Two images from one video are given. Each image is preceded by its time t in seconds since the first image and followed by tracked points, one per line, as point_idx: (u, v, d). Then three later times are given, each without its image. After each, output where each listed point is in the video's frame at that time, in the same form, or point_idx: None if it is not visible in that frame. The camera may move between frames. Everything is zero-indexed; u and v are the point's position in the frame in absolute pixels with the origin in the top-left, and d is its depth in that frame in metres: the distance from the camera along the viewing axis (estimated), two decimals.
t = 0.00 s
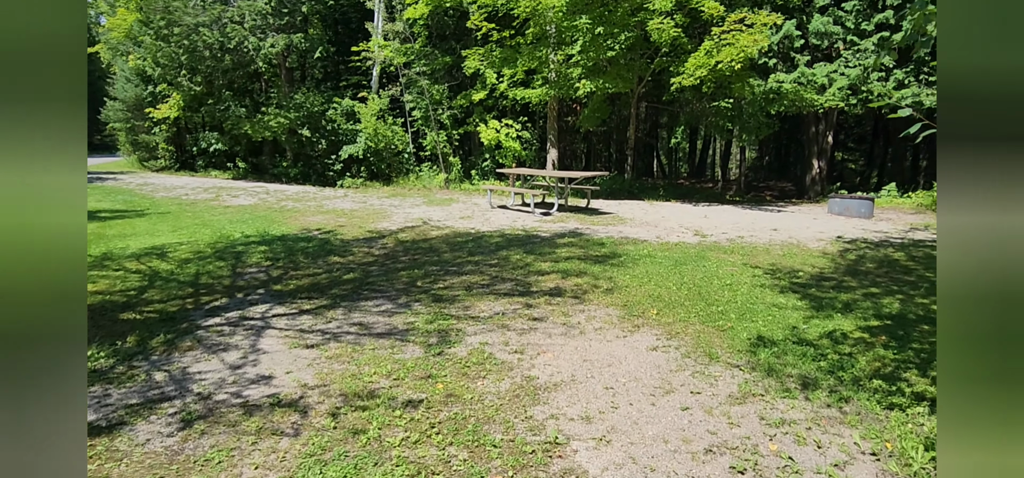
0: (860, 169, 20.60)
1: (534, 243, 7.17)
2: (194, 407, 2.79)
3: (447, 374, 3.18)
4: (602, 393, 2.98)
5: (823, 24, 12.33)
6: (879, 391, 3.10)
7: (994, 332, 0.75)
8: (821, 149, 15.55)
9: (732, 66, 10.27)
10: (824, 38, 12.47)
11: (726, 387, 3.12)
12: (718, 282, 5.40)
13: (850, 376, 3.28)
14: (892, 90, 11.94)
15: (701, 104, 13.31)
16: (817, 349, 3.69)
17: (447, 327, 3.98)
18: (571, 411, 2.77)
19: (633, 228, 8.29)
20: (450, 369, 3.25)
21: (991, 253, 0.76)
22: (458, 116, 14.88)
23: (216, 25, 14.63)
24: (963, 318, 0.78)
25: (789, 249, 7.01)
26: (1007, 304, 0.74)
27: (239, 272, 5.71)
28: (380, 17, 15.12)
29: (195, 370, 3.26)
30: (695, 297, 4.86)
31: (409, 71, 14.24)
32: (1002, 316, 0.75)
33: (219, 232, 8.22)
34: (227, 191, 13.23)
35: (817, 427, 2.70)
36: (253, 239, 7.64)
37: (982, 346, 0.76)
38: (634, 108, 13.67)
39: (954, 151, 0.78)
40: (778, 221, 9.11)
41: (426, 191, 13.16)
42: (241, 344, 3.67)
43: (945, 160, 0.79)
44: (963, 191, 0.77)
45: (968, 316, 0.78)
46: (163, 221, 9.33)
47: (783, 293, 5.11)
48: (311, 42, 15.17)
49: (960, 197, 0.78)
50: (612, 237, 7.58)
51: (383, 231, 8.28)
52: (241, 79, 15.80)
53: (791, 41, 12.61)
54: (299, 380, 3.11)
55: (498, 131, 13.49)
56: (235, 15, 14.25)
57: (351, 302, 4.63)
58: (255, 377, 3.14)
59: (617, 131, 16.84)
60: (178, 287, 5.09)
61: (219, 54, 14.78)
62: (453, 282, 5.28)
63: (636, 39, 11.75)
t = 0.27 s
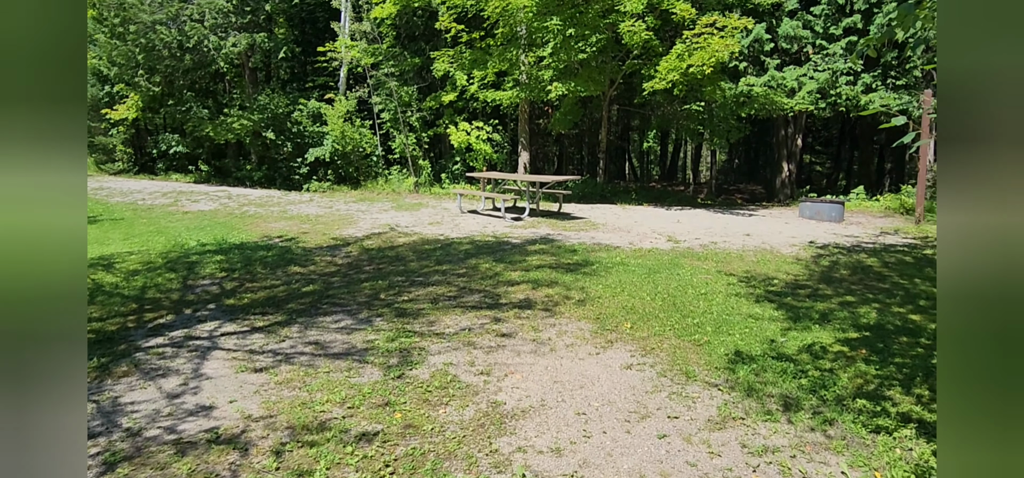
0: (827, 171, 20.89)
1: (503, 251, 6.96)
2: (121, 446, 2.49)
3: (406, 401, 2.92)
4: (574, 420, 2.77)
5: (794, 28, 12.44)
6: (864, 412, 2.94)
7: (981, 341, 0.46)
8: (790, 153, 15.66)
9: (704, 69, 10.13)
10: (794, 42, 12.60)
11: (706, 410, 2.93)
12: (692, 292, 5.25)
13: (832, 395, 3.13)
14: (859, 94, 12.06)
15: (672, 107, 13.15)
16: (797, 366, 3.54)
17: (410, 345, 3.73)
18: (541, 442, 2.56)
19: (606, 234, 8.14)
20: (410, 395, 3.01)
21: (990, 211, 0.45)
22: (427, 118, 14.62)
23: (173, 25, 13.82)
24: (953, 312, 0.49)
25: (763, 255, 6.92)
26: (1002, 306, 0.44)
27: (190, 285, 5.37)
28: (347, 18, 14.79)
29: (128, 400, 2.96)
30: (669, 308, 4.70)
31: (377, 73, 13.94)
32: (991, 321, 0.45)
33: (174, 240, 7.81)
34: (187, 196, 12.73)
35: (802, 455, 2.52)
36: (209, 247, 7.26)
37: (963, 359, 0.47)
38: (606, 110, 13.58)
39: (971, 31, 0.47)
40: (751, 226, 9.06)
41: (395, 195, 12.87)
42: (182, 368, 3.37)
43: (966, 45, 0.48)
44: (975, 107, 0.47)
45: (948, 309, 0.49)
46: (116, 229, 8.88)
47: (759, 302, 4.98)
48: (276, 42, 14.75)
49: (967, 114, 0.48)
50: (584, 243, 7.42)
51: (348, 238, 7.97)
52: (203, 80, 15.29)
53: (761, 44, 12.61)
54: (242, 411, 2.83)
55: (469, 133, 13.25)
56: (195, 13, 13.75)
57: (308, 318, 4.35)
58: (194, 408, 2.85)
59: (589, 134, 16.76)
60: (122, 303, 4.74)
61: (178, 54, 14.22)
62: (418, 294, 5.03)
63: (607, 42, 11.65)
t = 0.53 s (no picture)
0: (795, 172, 21.12)
1: (473, 255, 6.74)
2: None
3: (364, 424, 2.68)
4: (547, 442, 2.57)
5: (763, 29, 12.37)
6: (850, 428, 2.80)
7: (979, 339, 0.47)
8: (760, 154, 15.74)
9: (675, 70, 10.08)
10: (763, 44, 12.55)
11: (685, 428, 2.75)
12: (668, 298, 5.09)
13: (816, 409, 2.99)
14: (828, 96, 12.13)
15: (644, 108, 13.14)
16: (778, 376, 3.40)
17: (370, 360, 3.48)
18: (510, 470, 2.35)
19: (578, 237, 7.97)
20: (369, 416, 2.77)
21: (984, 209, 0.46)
22: (396, 118, 14.31)
23: (130, 20, 12.38)
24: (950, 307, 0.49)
25: (737, 258, 6.83)
26: (998, 302, 0.45)
27: (137, 295, 5.03)
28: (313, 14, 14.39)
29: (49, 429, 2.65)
30: (645, 315, 4.53)
31: (344, 71, 13.60)
32: (990, 315, 0.46)
33: (125, 245, 7.38)
34: (143, 198, 12.13)
35: (790, 477, 2.34)
36: (162, 253, 6.87)
37: (961, 356, 0.48)
38: (578, 111, 13.43)
39: (962, 32, 0.48)
40: (723, 227, 8.98)
41: (363, 197, 12.53)
42: (119, 390, 3.07)
43: (963, 42, 0.48)
44: (966, 105, 0.47)
45: (945, 307, 0.50)
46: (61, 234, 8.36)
47: (736, 308, 4.84)
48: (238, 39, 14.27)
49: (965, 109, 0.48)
50: (555, 246, 7.23)
51: (312, 242, 7.65)
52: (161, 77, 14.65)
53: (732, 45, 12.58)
54: (179, 439, 2.55)
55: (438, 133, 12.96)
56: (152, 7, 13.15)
57: (262, 330, 4.06)
58: (127, 437, 2.57)
59: (560, 134, 16.63)
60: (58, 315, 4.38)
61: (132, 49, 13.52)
62: (382, 302, 4.77)
63: (579, 41, 11.51)
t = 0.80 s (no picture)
0: (765, 173, 21.29)
1: (445, 260, 6.49)
2: None
3: (324, 454, 2.42)
4: (527, 472, 2.34)
5: (736, 31, 12.37)
6: (848, 446, 2.63)
7: (987, 382, 0.38)
8: (732, 156, 15.77)
9: (649, 70, 9.98)
10: (736, 45, 12.51)
11: (676, 451, 2.54)
12: (648, 305, 4.91)
13: (811, 426, 2.81)
14: (800, 97, 12.15)
15: (617, 109, 12.93)
16: (768, 390, 3.23)
17: (334, 378, 3.21)
18: None
19: (553, 240, 7.77)
20: (330, 445, 2.50)
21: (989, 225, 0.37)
22: (365, 119, 13.95)
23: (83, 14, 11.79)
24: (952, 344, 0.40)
25: (715, 261, 6.69)
26: (1003, 340, 0.36)
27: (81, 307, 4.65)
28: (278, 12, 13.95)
29: None
30: (626, 324, 4.33)
31: (311, 70, 13.20)
32: (997, 357, 0.36)
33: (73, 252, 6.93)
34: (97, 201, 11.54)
35: None
36: (113, 260, 6.45)
37: (959, 432, 0.40)
38: (551, 112, 13.25)
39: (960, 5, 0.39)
40: (699, 230, 8.88)
41: (331, 199, 12.15)
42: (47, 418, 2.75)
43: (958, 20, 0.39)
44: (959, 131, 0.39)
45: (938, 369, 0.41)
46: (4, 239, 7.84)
47: (718, 315, 4.67)
48: (199, 36, 13.74)
49: (965, 102, 0.39)
50: (531, 251, 7.02)
51: (275, 247, 7.30)
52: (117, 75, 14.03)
53: (705, 46, 12.52)
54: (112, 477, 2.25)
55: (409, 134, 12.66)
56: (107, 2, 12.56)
57: (216, 345, 3.75)
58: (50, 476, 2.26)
59: (534, 135, 16.44)
60: None
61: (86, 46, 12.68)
62: (348, 312, 4.49)
63: (552, 41, 11.35)
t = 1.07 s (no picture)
0: (738, 174, 21.43)
1: (417, 268, 6.25)
2: None
3: None
4: None
5: (710, 32, 12.29)
6: (846, 471, 2.48)
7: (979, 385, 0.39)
8: (707, 158, 15.78)
9: (625, 71, 9.88)
10: (711, 46, 12.46)
11: None
12: (628, 315, 4.74)
13: (804, 449, 2.66)
14: (774, 99, 12.16)
15: (591, 110, 12.74)
16: (757, 408, 3.07)
17: (295, 403, 2.97)
18: None
19: (530, 245, 7.58)
20: None
21: (985, 235, 0.38)
22: (336, 119, 13.60)
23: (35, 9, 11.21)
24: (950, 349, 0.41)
25: (694, 267, 6.57)
26: (999, 345, 0.37)
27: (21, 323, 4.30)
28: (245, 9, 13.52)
29: None
30: (607, 337, 4.15)
31: (279, 69, 12.81)
32: (991, 361, 0.38)
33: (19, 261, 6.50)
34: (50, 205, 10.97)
35: None
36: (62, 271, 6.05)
37: (964, 433, 0.41)
38: (526, 113, 13.05)
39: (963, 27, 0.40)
40: (677, 233, 8.76)
41: (300, 202, 11.77)
42: None
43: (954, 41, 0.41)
44: (964, 136, 0.40)
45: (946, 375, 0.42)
46: None
47: (701, 325, 4.53)
48: (161, 33, 13.22)
49: (961, 117, 0.40)
50: (506, 257, 6.81)
51: (240, 255, 6.96)
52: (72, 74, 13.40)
53: (681, 47, 12.43)
54: None
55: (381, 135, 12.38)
56: None
57: (167, 366, 3.47)
58: None
59: (508, 137, 16.25)
60: None
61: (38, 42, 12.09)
62: (313, 326, 4.24)
63: (527, 40, 11.17)
